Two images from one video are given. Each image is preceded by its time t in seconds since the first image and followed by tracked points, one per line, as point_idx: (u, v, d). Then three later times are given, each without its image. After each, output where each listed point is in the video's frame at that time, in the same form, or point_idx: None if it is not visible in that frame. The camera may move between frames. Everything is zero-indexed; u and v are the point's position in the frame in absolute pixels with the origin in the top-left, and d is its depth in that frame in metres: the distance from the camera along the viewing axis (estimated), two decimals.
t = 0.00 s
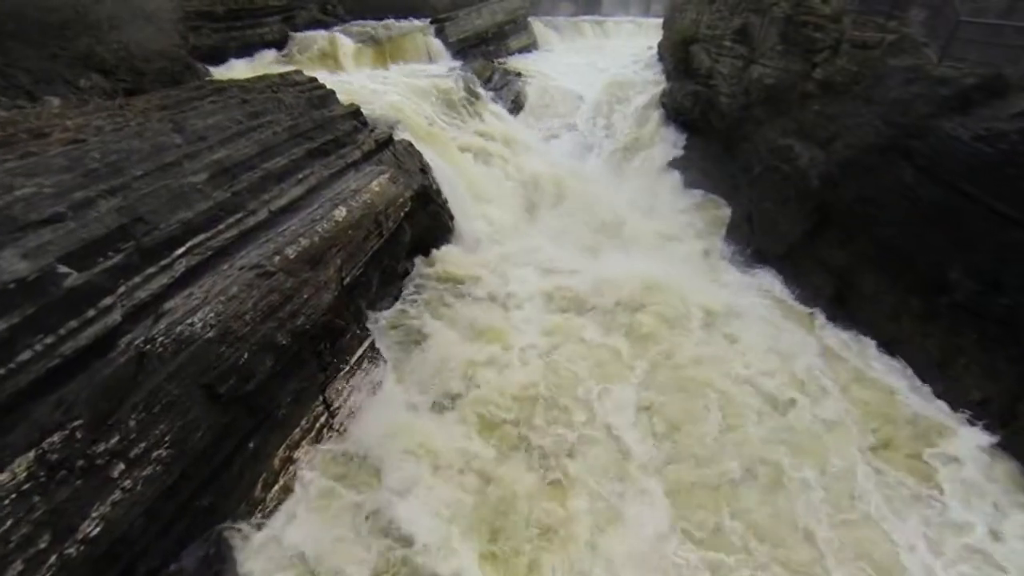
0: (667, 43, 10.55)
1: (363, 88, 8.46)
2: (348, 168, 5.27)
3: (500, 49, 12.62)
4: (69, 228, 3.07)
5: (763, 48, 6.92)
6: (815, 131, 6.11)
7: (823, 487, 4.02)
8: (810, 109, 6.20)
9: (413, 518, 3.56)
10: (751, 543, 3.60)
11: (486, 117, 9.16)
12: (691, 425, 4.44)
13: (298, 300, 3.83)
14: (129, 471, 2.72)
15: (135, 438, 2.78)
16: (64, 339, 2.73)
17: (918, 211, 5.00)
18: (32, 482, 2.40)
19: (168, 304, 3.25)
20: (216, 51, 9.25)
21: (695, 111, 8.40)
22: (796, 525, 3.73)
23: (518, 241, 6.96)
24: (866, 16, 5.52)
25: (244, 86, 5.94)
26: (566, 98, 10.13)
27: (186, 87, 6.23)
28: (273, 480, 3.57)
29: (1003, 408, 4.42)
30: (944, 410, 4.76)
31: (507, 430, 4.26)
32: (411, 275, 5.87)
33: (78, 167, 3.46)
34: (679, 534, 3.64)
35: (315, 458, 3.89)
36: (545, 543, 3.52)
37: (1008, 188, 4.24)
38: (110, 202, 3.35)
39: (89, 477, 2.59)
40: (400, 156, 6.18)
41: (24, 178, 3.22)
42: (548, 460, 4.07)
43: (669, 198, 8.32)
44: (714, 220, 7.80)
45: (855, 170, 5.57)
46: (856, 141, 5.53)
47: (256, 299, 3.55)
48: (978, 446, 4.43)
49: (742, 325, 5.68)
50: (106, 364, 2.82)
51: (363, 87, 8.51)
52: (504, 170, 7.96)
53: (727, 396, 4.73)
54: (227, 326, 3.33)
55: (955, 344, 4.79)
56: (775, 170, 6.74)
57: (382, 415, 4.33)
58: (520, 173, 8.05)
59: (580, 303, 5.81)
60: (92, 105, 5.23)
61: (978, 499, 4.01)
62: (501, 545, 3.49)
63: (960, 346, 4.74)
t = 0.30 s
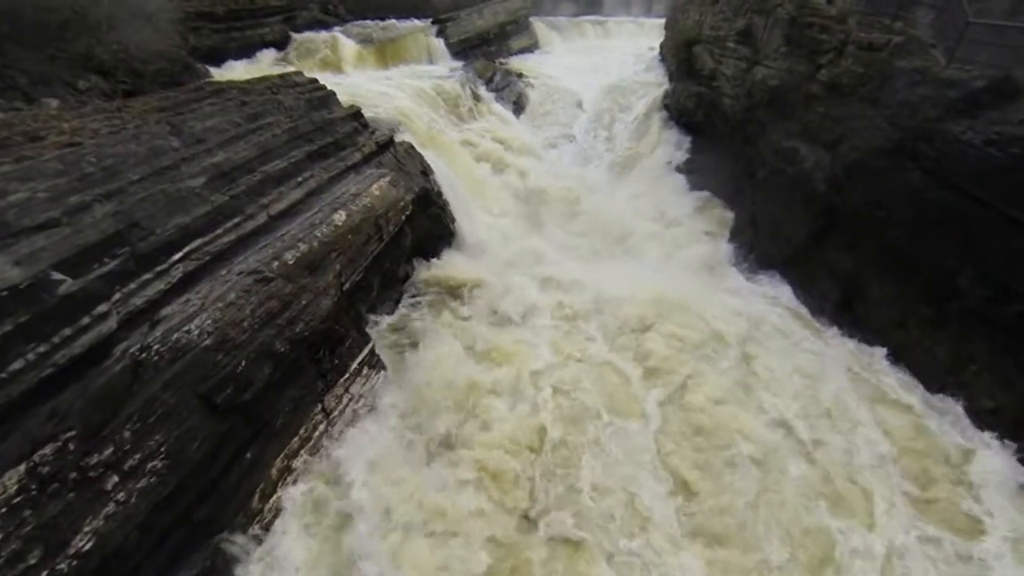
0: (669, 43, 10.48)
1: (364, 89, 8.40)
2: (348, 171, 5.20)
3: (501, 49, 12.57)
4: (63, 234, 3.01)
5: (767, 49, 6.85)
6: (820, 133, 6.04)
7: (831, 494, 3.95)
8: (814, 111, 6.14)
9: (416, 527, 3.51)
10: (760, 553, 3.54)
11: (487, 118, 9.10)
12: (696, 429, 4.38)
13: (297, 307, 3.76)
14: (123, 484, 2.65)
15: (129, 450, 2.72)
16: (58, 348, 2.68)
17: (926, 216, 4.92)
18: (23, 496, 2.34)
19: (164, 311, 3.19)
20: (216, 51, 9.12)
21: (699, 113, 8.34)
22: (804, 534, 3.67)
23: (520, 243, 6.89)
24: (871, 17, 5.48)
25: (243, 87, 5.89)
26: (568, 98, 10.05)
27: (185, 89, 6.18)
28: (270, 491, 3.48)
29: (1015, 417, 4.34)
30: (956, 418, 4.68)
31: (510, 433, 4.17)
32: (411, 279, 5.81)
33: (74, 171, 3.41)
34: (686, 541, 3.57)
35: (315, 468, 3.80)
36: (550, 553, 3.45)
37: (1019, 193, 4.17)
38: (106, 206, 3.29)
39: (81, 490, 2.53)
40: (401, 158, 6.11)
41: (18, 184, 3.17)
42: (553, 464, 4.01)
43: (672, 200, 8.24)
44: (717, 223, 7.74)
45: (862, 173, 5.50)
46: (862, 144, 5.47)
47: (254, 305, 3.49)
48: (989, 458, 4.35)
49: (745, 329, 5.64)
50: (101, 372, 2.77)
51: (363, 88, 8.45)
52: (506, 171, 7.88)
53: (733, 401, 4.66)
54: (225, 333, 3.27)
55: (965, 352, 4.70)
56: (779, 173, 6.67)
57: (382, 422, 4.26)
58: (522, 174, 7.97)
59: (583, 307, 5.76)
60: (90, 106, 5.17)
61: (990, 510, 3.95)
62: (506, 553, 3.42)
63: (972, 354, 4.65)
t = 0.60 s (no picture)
0: (673, 43, 10.41)
1: (365, 89, 8.34)
2: (348, 173, 5.14)
3: (504, 49, 12.51)
4: (59, 238, 2.96)
5: (772, 49, 6.76)
6: (827, 135, 5.96)
7: (839, 503, 3.89)
8: (821, 113, 6.05)
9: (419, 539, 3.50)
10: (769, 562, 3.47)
11: (490, 119, 9.02)
12: (702, 437, 4.31)
13: (297, 313, 3.69)
14: (117, 496, 2.60)
15: (124, 460, 2.66)
16: (52, 355, 2.63)
17: (936, 221, 4.83)
18: (14, 509, 2.29)
19: (161, 317, 3.15)
20: (217, 52, 9.08)
21: (703, 114, 8.26)
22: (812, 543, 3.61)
23: (522, 246, 6.83)
24: (879, 18, 5.39)
25: (243, 88, 5.84)
26: (570, 98, 9.98)
27: (185, 90, 6.13)
28: (267, 501, 3.42)
29: None
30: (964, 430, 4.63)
31: (513, 440, 4.13)
32: (412, 283, 5.76)
33: (70, 174, 3.35)
34: (693, 551, 3.51)
35: (314, 477, 3.75)
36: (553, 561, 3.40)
37: None
38: (102, 211, 3.23)
39: (74, 502, 2.47)
40: (403, 160, 6.05)
41: (13, 188, 3.11)
42: (557, 471, 3.94)
43: (676, 202, 8.17)
44: (721, 227, 7.67)
45: (870, 176, 5.42)
46: (869, 146, 5.40)
47: (253, 312, 3.43)
48: (999, 471, 4.30)
49: (750, 335, 5.57)
50: (96, 381, 2.71)
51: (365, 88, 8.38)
52: (509, 172, 7.82)
53: (740, 407, 4.61)
54: (222, 340, 3.21)
55: (979, 360, 4.59)
56: (785, 175, 6.59)
57: (383, 431, 4.20)
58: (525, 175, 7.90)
59: (586, 312, 5.69)
60: (89, 108, 5.12)
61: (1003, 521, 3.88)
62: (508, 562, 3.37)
63: (986, 363, 4.53)
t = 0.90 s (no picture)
0: (675, 42, 10.33)
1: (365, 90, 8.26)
2: (348, 176, 5.06)
3: (504, 49, 12.43)
4: (50, 245, 2.90)
5: (775, 49, 6.67)
6: (832, 137, 5.87)
7: (842, 513, 3.86)
8: (826, 114, 5.97)
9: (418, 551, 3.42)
10: None
11: (491, 119, 8.94)
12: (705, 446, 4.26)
13: (294, 320, 3.61)
14: (108, 510, 2.53)
15: (116, 474, 2.59)
16: (43, 366, 2.57)
17: (945, 224, 4.74)
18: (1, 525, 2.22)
19: (156, 324, 3.08)
20: (217, 52, 9.01)
21: (705, 115, 8.18)
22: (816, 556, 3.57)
23: (525, 250, 6.78)
24: (885, 18, 5.24)
25: (241, 90, 5.79)
26: (572, 98, 9.90)
27: (183, 91, 6.07)
28: (264, 514, 3.35)
29: None
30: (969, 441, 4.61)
31: (515, 449, 4.09)
32: (413, 287, 5.70)
33: (63, 179, 3.29)
34: (695, 564, 3.49)
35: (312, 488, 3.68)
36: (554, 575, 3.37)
37: None
38: (95, 217, 3.17)
39: (64, 518, 2.41)
40: (403, 162, 5.97)
41: (4, 194, 3.05)
42: (560, 481, 3.91)
43: (678, 205, 8.10)
44: (724, 229, 7.60)
45: (877, 178, 5.35)
46: (875, 148, 5.34)
47: (250, 319, 3.36)
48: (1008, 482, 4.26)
49: (754, 340, 5.53)
50: (88, 391, 2.65)
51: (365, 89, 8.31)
52: (510, 174, 7.76)
53: (741, 416, 4.60)
54: (218, 348, 3.14)
55: (990, 366, 4.52)
56: (791, 177, 6.50)
57: (382, 439, 4.14)
58: (526, 177, 7.83)
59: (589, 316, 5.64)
60: (86, 110, 5.06)
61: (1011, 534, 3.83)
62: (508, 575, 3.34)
63: (997, 369, 4.48)
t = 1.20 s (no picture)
0: (679, 42, 10.24)
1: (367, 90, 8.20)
2: (349, 178, 4.99)
3: (508, 49, 12.36)
4: (45, 250, 2.85)
5: (782, 50, 6.57)
6: (841, 139, 5.78)
7: (851, 526, 3.79)
8: (835, 116, 5.87)
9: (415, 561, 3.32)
10: None
11: (494, 120, 8.87)
12: (710, 455, 4.19)
13: (293, 326, 3.54)
14: (101, 523, 2.47)
15: (109, 485, 2.53)
16: (36, 374, 2.51)
17: (959, 228, 4.64)
18: None
19: (153, 330, 3.01)
20: (219, 52, 8.95)
21: (710, 116, 8.09)
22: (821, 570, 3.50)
23: (529, 252, 6.71)
24: (895, 18, 5.21)
25: (243, 90, 5.73)
26: (576, 99, 9.82)
27: (184, 92, 6.02)
28: (260, 526, 3.29)
29: None
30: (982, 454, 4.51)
31: (517, 456, 4.03)
32: (414, 290, 5.63)
33: (59, 182, 3.24)
34: None
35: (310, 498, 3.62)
36: None
37: None
38: (91, 220, 3.12)
39: (55, 531, 2.34)
40: (405, 164, 5.90)
41: None
42: (563, 489, 3.84)
43: (683, 207, 8.01)
44: (731, 231, 7.49)
45: (887, 182, 5.25)
46: (885, 151, 5.24)
47: (248, 325, 3.29)
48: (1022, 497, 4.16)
49: (761, 347, 5.46)
50: (81, 399, 2.59)
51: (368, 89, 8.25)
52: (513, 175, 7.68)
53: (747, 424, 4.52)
54: (215, 356, 3.07)
55: (1006, 377, 4.38)
56: (798, 180, 6.39)
57: (381, 446, 4.06)
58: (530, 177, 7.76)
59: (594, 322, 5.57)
60: (85, 111, 5.02)
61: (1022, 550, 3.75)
62: None
63: (1011, 380, 4.33)
